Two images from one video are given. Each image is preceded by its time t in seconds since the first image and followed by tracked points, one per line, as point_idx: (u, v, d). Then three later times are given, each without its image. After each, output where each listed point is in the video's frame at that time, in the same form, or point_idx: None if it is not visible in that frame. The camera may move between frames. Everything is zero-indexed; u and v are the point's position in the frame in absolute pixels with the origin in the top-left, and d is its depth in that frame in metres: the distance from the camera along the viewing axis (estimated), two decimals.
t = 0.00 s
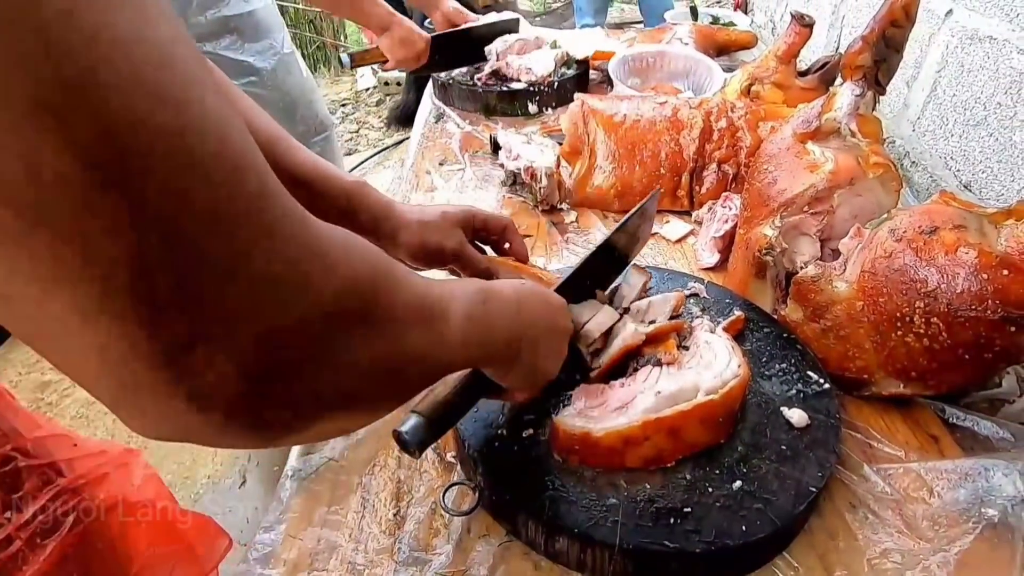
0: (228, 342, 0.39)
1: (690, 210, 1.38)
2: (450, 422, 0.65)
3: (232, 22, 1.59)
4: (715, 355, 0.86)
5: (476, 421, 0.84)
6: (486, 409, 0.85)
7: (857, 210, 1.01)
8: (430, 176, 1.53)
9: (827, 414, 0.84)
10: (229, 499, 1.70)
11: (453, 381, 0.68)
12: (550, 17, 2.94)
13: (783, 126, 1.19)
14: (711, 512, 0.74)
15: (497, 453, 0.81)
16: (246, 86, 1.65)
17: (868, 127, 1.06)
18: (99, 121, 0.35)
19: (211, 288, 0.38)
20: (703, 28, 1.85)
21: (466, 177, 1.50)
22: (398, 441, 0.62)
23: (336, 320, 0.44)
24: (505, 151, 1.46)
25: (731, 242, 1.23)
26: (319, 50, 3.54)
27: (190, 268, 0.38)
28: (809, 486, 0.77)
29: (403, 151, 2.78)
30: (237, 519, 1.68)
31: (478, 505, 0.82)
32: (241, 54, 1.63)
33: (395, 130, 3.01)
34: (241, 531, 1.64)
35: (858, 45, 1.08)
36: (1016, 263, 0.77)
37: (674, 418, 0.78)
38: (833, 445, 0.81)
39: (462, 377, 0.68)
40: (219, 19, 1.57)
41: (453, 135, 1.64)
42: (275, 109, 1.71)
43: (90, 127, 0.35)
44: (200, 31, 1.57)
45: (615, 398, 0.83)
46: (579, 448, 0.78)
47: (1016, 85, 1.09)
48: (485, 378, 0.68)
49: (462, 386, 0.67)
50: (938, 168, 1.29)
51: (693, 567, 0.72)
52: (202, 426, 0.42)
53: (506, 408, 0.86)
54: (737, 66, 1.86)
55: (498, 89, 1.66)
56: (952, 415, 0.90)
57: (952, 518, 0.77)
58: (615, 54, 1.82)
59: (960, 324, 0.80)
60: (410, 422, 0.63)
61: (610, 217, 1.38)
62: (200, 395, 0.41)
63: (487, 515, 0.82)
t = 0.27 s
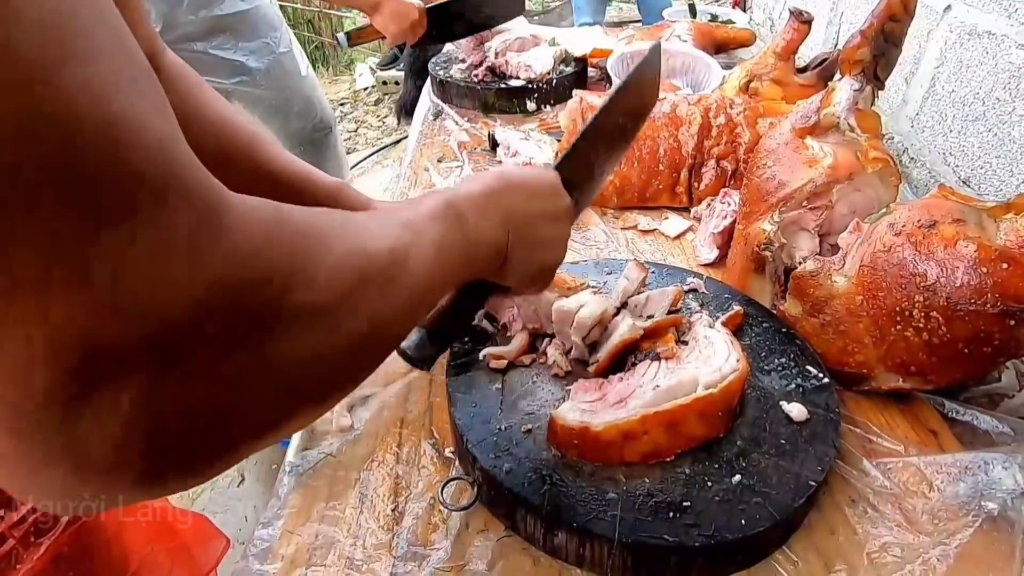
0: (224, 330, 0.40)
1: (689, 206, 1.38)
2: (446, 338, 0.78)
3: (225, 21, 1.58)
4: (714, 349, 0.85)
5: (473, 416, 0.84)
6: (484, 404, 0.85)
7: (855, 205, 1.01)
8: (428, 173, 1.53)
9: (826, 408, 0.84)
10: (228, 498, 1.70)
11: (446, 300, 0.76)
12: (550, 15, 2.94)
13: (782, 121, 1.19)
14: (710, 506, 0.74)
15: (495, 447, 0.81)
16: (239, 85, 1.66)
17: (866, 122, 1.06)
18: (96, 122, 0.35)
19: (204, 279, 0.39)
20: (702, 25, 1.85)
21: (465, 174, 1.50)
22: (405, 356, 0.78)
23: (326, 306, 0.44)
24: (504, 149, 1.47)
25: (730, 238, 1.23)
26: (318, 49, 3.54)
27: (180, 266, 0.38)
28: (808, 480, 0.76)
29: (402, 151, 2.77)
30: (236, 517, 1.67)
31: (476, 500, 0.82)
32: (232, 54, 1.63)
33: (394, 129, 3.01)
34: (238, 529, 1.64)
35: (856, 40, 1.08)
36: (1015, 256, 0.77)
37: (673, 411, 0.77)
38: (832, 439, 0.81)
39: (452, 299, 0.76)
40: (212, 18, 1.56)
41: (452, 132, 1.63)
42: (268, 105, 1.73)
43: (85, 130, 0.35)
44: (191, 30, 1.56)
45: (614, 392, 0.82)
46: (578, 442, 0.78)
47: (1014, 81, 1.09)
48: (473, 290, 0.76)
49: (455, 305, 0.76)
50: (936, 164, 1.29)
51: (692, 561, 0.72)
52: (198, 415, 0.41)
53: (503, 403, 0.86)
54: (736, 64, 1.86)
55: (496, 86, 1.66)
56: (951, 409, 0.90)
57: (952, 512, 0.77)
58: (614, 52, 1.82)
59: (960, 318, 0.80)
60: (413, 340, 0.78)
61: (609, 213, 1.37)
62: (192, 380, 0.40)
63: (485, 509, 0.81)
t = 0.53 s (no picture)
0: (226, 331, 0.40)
1: (689, 206, 1.37)
2: (426, 415, 0.67)
3: (233, 18, 1.58)
4: (714, 349, 0.86)
5: (473, 415, 0.84)
6: (484, 404, 0.86)
7: (854, 204, 1.01)
8: (427, 173, 1.53)
9: (825, 408, 0.84)
10: (228, 498, 1.70)
11: (429, 374, 0.68)
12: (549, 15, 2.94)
13: (781, 121, 1.19)
14: (710, 506, 0.74)
15: (495, 447, 0.81)
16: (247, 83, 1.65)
17: (866, 121, 1.05)
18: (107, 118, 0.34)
19: (213, 278, 0.38)
20: (701, 24, 1.85)
21: (464, 174, 1.50)
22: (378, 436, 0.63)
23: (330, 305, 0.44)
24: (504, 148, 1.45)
25: (730, 237, 1.23)
26: (317, 49, 3.54)
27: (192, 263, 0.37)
28: (807, 480, 0.76)
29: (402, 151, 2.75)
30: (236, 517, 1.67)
31: (476, 500, 0.82)
32: (240, 51, 1.62)
33: (393, 129, 3.00)
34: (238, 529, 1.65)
35: (856, 39, 1.08)
36: (1015, 256, 0.77)
37: (672, 411, 0.77)
38: (832, 439, 0.81)
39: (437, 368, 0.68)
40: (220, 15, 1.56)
41: (451, 132, 1.63)
42: (275, 104, 1.73)
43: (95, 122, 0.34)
44: (200, 27, 1.55)
45: (613, 392, 0.82)
46: (578, 442, 0.78)
47: (1014, 79, 1.09)
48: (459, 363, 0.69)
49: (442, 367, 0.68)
50: (936, 163, 1.28)
51: (692, 561, 0.72)
52: (196, 416, 0.41)
53: (502, 402, 0.86)
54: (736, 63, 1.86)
55: (496, 85, 1.66)
56: (950, 408, 0.90)
57: (952, 511, 0.77)
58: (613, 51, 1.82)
59: (960, 317, 0.80)
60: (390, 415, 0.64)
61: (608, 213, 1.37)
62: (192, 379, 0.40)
63: (485, 510, 0.81)
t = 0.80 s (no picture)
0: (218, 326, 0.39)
1: (690, 203, 1.36)
2: (433, 407, 0.66)
3: (236, 15, 1.61)
4: (715, 348, 0.85)
5: (473, 414, 0.84)
6: (485, 403, 0.85)
7: (857, 202, 1.00)
8: (428, 171, 1.52)
9: (828, 407, 0.83)
10: (227, 497, 1.70)
11: (437, 366, 0.69)
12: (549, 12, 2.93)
13: (783, 118, 1.18)
14: (711, 507, 0.73)
15: (495, 447, 0.80)
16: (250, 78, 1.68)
17: (869, 118, 1.05)
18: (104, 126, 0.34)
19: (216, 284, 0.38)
20: (702, 21, 1.84)
21: (465, 171, 1.50)
22: (383, 429, 0.63)
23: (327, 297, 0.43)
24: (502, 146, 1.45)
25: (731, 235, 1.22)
26: (317, 47, 3.53)
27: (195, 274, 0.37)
28: (810, 481, 0.76)
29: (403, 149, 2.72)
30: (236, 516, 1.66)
31: (476, 500, 0.81)
32: (243, 46, 1.65)
33: (393, 127, 3.00)
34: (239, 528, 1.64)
35: (860, 36, 1.07)
36: (1019, 254, 0.76)
37: (674, 411, 0.77)
38: (835, 438, 0.80)
39: (446, 361, 0.69)
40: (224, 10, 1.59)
41: (451, 129, 1.63)
42: (276, 100, 1.76)
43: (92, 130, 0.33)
44: (204, 22, 1.58)
45: (614, 391, 0.82)
46: (578, 441, 0.77)
47: (1018, 76, 1.08)
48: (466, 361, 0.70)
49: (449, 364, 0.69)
50: (940, 160, 1.27)
51: (693, 562, 0.71)
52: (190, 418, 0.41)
53: (503, 401, 0.85)
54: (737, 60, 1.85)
55: (495, 83, 1.65)
56: (955, 408, 0.89)
57: (956, 512, 0.76)
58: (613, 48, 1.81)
59: (964, 317, 0.79)
60: (393, 409, 0.64)
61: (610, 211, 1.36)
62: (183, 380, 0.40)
63: (485, 510, 0.81)
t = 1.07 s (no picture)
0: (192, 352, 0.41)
1: (691, 201, 1.35)
2: (428, 424, 0.60)
3: (236, 10, 1.61)
4: (717, 348, 0.84)
5: (471, 415, 0.83)
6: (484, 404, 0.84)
7: (860, 200, 0.99)
8: (427, 168, 1.51)
9: (830, 408, 0.83)
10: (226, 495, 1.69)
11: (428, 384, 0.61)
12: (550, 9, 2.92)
13: (785, 115, 1.17)
14: (712, 508, 0.72)
15: (493, 447, 0.79)
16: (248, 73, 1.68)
17: (872, 115, 1.04)
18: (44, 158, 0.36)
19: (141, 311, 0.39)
20: (704, 18, 1.83)
21: (464, 169, 1.49)
22: (374, 445, 0.58)
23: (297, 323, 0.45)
24: (502, 143, 1.44)
25: (733, 233, 1.21)
26: (317, 44, 3.52)
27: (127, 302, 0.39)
28: (812, 482, 0.75)
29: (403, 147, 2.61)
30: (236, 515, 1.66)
31: (475, 500, 0.81)
32: (243, 39, 1.65)
33: (394, 124, 2.98)
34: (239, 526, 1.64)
35: (864, 31, 1.06)
36: None
37: (675, 411, 0.76)
38: (837, 439, 0.79)
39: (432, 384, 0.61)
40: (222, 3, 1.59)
41: (451, 127, 1.62)
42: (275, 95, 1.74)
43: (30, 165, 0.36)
44: (203, 15, 1.59)
45: (614, 391, 0.81)
46: (578, 442, 0.77)
47: None
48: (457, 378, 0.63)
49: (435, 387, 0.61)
50: (943, 157, 1.26)
51: (694, 564, 0.70)
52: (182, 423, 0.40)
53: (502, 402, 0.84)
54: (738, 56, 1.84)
55: (494, 80, 1.64)
56: (959, 408, 0.88)
57: (961, 513, 0.75)
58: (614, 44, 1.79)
59: (968, 316, 0.78)
60: (385, 424, 0.58)
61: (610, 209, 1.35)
62: (166, 388, 0.41)
63: (484, 511, 0.80)
